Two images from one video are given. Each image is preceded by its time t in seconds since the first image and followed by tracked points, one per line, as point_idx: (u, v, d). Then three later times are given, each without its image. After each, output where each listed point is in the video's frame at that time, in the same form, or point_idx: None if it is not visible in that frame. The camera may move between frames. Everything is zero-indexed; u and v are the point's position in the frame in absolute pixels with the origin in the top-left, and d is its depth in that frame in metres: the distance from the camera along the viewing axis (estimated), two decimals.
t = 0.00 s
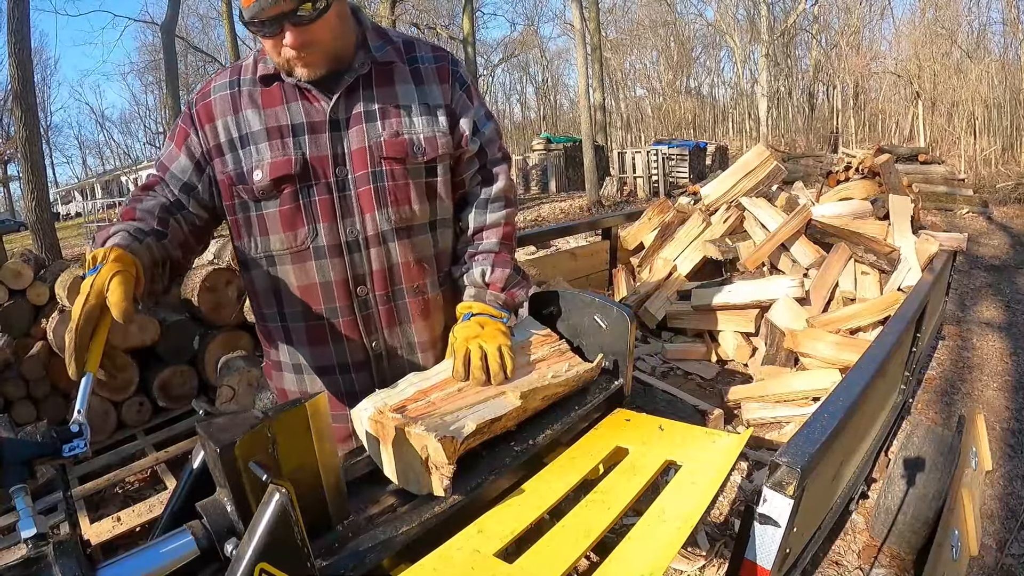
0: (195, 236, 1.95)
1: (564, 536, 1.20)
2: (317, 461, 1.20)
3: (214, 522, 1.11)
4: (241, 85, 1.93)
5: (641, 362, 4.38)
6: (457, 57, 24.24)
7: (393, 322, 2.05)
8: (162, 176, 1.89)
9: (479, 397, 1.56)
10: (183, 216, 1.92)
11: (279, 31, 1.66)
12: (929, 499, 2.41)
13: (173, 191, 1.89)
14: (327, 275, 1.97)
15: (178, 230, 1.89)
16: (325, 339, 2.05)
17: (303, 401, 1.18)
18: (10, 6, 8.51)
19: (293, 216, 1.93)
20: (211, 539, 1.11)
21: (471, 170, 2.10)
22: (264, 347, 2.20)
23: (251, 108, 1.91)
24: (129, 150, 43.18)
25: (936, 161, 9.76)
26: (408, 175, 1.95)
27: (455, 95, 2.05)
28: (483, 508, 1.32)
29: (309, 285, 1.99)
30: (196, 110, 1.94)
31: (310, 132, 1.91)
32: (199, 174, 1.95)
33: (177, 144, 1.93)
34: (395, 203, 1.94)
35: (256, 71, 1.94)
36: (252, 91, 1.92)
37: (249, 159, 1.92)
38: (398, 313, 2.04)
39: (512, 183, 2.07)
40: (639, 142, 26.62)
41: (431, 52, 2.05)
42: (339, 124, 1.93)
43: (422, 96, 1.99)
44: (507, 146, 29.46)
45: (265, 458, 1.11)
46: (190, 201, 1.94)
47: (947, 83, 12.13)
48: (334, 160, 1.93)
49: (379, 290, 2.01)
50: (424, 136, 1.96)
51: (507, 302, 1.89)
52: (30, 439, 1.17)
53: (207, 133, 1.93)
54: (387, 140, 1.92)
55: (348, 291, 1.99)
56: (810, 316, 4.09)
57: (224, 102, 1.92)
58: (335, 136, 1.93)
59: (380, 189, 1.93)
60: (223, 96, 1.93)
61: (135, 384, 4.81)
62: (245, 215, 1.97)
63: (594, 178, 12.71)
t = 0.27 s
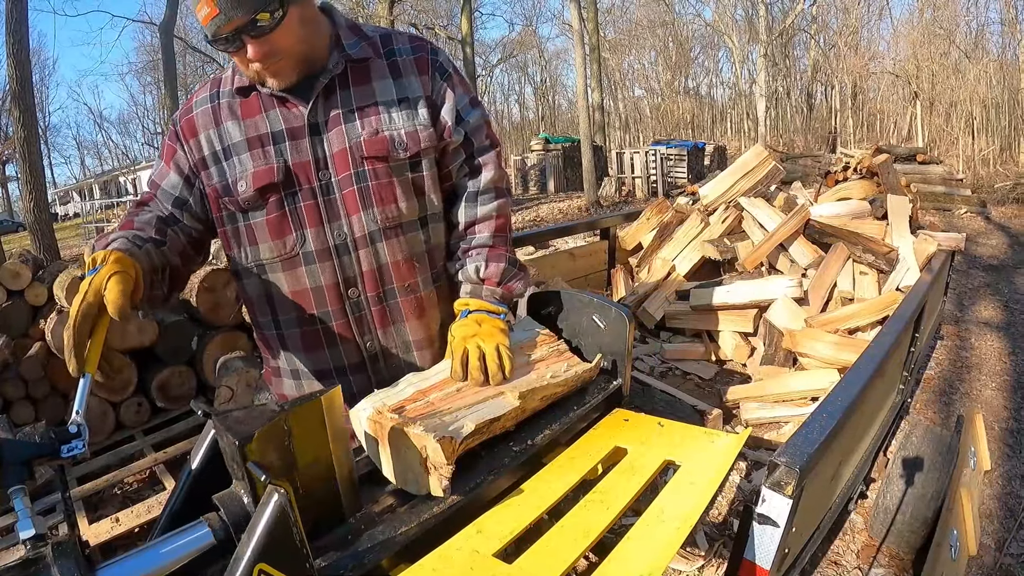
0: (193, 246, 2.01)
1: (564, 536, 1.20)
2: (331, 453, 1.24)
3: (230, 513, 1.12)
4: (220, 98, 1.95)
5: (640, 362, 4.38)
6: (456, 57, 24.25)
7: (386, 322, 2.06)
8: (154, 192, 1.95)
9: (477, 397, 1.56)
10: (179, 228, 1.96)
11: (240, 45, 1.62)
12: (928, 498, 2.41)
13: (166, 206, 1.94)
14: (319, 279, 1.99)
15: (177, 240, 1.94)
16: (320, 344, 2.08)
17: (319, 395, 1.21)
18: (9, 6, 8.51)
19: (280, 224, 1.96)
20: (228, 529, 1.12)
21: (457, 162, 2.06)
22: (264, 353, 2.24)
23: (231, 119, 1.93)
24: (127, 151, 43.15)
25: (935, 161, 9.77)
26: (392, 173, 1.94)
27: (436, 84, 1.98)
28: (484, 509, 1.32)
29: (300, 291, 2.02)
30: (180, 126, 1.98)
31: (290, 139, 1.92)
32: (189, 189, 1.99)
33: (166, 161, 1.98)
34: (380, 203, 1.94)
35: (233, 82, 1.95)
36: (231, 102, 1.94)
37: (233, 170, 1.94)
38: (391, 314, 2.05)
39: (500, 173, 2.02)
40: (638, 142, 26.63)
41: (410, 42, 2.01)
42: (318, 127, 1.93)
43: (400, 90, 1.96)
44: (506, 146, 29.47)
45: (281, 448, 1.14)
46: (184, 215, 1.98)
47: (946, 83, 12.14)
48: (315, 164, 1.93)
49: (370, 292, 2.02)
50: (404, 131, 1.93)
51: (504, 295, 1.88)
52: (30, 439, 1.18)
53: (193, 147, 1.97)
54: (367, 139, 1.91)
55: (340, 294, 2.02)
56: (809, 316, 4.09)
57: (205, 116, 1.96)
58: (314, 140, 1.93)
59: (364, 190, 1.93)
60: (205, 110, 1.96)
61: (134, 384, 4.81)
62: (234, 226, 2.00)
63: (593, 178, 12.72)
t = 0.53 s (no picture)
0: (194, 250, 2.02)
1: (564, 536, 1.20)
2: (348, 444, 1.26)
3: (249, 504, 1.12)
4: (212, 103, 1.96)
5: (640, 362, 4.38)
6: (456, 57, 24.23)
7: (381, 323, 2.06)
8: (152, 198, 1.96)
9: (478, 396, 1.57)
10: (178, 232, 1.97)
11: (226, 52, 1.63)
12: (929, 499, 2.41)
13: (164, 211, 1.95)
14: (314, 281, 2.00)
15: (177, 243, 1.94)
16: (316, 346, 2.09)
17: (336, 389, 1.22)
18: (9, 6, 8.51)
19: (275, 227, 1.97)
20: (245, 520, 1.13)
21: (451, 158, 2.03)
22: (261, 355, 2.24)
23: (223, 124, 1.95)
24: (128, 151, 43.15)
25: (935, 161, 9.77)
26: (383, 172, 1.93)
27: (427, 82, 1.97)
28: (481, 507, 1.32)
29: (297, 292, 2.03)
30: (174, 132, 1.99)
31: (281, 141, 1.92)
32: (186, 194, 2.00)
33: (162, 168, 1.99)
34: (373, 203, 1.94)
35: (225, 87, 1.96)
36: (223, 107, 1.95)
37: (226, 175, 1.95)
38: (387, 315, 2.05)
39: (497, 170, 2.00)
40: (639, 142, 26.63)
41: (399, 40, 2.00)
42: (309, 129, 1.93)
43: (390, 87, 1.95)
44: (506, 146, 29.46)
45: (297, 442, 1.15)
46: (182, 220, 1.99)
47: (946, 83, 12.14)
48: (308, 166, 1.93)
49: (365, 292, 2.02)
50: (395, 129, 1.93)
51: (504, 292, 1.87)
52: (30, 440, 1.17)
53: (187, 154, 1.98)
54: (358, 138, 1.91)
55: (334, 294, 2.02)
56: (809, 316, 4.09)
57: (198, 122, 1.97)
58: (305, 142, 1.93)
59: (356, 190, 1.93)
60: (198, 116, 1.97)
61: (134, 384, 4.82)
62: (229, 230, 2.01)
63: (594, 178, 12.72)
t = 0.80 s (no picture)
0: (194, 250, 2.02)
1: (564, 535, 1.20)
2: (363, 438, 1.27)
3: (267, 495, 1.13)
4: (213, 103, 1.96)
5: (640, 362, 4.38)
6: (456, 57, 24.23)
7: (380, 324, 2.06)
8: (151, 198, 1.95)
9: (478, 396, 1.57)
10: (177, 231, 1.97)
11: (230, 52, 1.63)
12: (930, 499, 2.41)
13: (164, 210, 1.95)
14: (313, 282, 2.00)
15: (177, 243, 1.94)
16: (315, 347, 2.09)
17: (351, 381, 1.22)
18: (9, 6, 8.51)
19: (274, 228, 1.97)
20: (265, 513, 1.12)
21: (452, 159, 2.04)
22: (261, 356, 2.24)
23: (223, 124, 1.95)
24: (128, 150, 43.17)
25: (936, 161, 9.77)
26: (384, 173, 1.93)
27: (428, 83, 1.98)
28: (481, 508, 1.32)
29: (297, 293, 2.03)
30: (173, 132, 1.99)
31: (281, 141, 1.92)
32: (185, 195, 2.00)
33: (161, 167, 1.99)
34: (373, 204, 1.94)
35: (225, 86, 1.96)
36: (223, 107, 1.95)
37: (226, 175, 1.95)
38: (387, 316, 2.05)
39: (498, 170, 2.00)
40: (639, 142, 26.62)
41: (400, 41, 2.01)
42: (309, 129, 1.93)
43: (391, 88, 1.95)
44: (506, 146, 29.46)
45: (315, 435, 1.14)
46: (182, 220, 1.99)
47: (947, 83, 12.14)
48: (308, 167, 1.94)
49: (364, 293, 2.02)
50: (396, 130, 1.93)
51: (506, 292, 1.88)
52: (30, 440, 1.17)
53: (186, 154, 1.98)
54: (359, 139, 1.91)
55: (334, 295, 2.02)
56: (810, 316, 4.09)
57: (198, 122, 1.97)
58: (306, 142, 1.93)
59: (356, 191, 1.93)
60: (197, 115, 1.97)
61: (135, 384, 4.82)
62: (228, 230, 2.01)
63: (594, 178, 12.72)
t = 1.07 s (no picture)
0: (193, 250, 2.02)
1: (564, 536, 1.20)
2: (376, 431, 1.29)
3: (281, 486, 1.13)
4: (213, 102, 1.96)
5: (640, 362, 4.39)
6: (456, 57, 24.23)
7: (380, 325, 2.06)
8: (150, 196, 1.95)
9: (479, 395, 1.56)
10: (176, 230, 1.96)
11: (234, 51, 1.61)
12: (928, 498, 2.41)
13: (163, 209, 1.94)
14: (313, 283, 2.00)
15: (176, 242, 1.94)
16: (315, 348, 2.09)
17: (365, 376, 1.23)
18: (8, 6, 8.50)
19: (274, 229, 1.97)
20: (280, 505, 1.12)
21: (454, 161, 2.05)
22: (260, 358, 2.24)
23: (224, 123, 1.94)
24: (127, 151, 43.15)
25: (935, 161, 9.78)
26: (385, 174, 1.93)
27: (429, 85, 1.98)
28: (481, 508, 1.32)
29: (296, 294, 2.02)
30: (173, 131, 1.99)
31: (282, 142, 1.92)
32: (184, 194, 1.99)
33: (161, 166, 1.99)
34: (374, 206, 1.94)
35: (226, 86, 1.96)
36: (224, 106, 1.95)
37: (227, 175, 1.95)
38: (387, 317, 2.05)
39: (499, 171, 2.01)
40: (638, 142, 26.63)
41: (402, 42, 2.02)
42: (310, 130, 1.93)
43: (392, 90, 1.96)
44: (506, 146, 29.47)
45: (333, 428, 1.15)
46: (181, 220, 1.99)
47: (946, 83, 12.15)
48: (309, 167, 1.94)
49: (364, 294, 2.02)
50: (397, 132, 1.93)
51: (506, 294, 1.87)
52: (30, 440, 1.17)
53: (186, 153, 1.98)
54: (360, 140, 1.91)
55: (334, 296, 2.02)
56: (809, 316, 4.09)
57: (199, 121, 1.97)
58: (307, 143, 1.93)
59: (357, 192, 1.93)
60: (198, 115, 1.97)
61: (134, 384, 4.82)
62: (228, 230, 2.01)
63: (593, 178, 12.72)
